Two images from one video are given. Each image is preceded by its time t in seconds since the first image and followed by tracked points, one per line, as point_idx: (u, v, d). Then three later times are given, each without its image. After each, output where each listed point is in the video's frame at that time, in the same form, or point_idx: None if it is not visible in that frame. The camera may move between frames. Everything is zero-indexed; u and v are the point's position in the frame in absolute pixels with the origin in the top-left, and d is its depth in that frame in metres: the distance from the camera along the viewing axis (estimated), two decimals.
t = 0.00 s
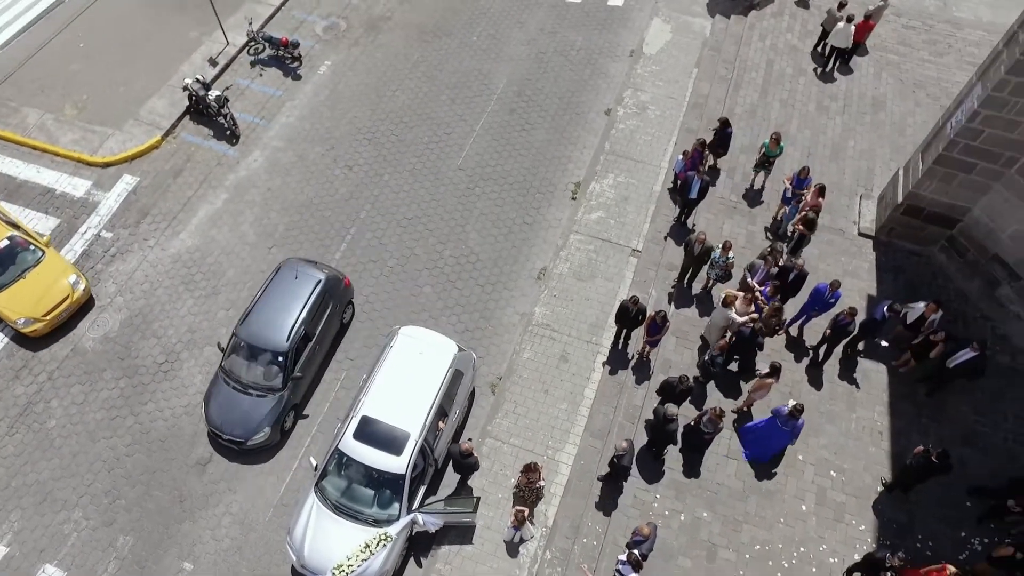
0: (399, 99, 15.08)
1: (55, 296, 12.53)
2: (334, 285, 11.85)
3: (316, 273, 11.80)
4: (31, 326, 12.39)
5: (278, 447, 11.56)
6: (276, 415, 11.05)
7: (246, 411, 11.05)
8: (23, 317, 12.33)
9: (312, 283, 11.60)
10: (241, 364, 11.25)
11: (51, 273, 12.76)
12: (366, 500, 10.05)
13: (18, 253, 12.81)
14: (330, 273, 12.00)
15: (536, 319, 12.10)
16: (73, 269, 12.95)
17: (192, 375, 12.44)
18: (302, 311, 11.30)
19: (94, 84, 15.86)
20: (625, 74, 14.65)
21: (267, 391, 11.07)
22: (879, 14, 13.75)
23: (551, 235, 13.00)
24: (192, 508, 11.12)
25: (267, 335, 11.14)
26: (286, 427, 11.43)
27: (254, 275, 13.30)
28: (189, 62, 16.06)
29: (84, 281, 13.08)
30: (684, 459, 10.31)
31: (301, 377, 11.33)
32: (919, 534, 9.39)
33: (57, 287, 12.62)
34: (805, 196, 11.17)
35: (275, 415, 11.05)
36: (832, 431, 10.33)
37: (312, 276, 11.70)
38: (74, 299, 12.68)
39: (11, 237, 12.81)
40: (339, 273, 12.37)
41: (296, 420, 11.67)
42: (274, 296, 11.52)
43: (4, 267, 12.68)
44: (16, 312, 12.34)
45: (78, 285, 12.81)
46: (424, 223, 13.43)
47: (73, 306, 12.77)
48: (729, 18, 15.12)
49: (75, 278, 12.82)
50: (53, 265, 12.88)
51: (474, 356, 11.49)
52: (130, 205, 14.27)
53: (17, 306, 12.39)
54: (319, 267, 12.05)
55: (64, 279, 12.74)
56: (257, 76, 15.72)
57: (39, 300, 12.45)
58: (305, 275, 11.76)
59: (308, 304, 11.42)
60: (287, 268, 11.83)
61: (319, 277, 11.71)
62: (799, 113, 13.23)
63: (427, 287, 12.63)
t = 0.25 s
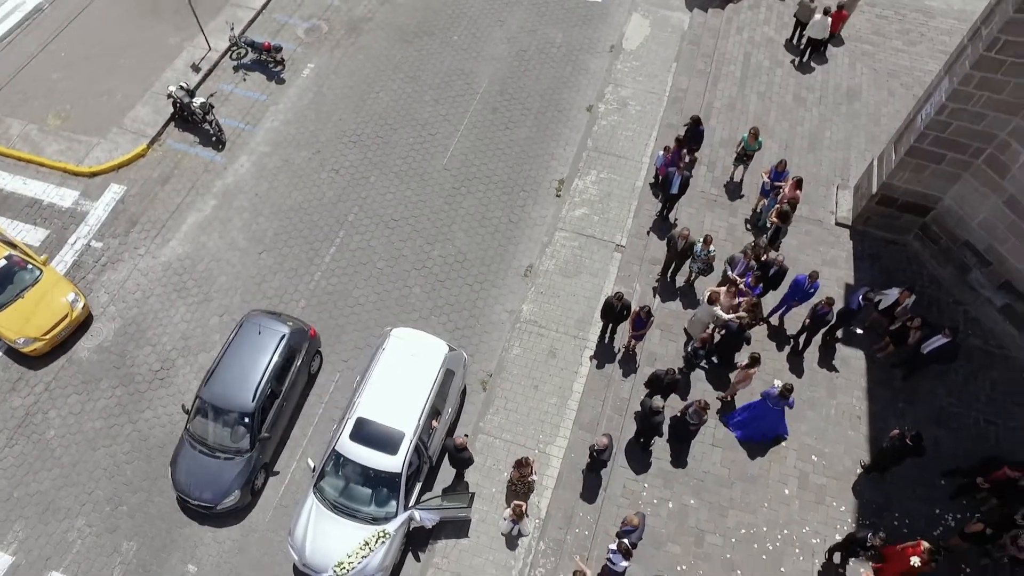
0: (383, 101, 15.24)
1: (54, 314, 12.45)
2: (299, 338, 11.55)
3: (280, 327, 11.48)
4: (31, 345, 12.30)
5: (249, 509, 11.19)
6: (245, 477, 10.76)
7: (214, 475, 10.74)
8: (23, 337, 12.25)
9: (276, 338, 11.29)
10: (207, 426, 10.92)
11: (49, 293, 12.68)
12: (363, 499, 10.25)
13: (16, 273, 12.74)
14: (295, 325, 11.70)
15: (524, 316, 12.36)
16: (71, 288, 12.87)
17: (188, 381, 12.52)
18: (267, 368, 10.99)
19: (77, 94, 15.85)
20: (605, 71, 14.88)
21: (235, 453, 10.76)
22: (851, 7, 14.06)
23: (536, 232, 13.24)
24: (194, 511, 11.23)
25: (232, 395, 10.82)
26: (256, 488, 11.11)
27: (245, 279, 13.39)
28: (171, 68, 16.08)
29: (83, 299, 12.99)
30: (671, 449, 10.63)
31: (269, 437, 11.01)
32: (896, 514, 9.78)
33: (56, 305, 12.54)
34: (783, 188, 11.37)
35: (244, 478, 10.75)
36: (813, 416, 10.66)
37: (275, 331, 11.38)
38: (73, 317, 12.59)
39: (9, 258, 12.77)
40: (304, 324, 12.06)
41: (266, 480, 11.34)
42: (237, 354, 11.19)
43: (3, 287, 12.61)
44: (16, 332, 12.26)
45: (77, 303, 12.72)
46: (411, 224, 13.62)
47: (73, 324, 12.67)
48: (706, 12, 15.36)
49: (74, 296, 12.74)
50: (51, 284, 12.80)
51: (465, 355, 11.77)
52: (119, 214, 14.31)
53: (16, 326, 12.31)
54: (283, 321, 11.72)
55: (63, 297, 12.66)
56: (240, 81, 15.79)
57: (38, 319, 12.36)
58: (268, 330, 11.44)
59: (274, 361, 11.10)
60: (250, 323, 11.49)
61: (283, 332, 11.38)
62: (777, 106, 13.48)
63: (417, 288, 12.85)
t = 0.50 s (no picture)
0: (369, 99, 15.36)
1: (58, 330, 12.40)
2: (270, 393, 11.18)
3: (250, 382, 11.09)
4: (36, 362, 12.26)
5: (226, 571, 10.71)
6: (221, 540, 10.32)
7: (187, 539, 10.28)
8: (28, 354, 12.20)
9: (246, 392, 10.93)
10: (178, 489, 10.48)
11: (51, 308, 12.61)
12: (362, 494, 10.39)
13: (18, 289, 12.65)
14: (265, 378, 11.33)
15: (513, 310, 12.61)
16: (74, 302, 12.81)
17: (185, 383, 12.59)
18: (238, 424, 10.62)
19: (61, 99, 15.83)
20: (587, 64, 15.10)
21: (207, 516, 10.30)
22: None
23: (523, 227, 13.47)
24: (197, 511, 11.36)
25: (203, 454, 10.43)
26: (234, 549, 10.66)
27: (238, 281, 13.50)
28: (155, 72, 16.10)
29: (86, 313, 12.94)
30: (660, 436, 10.96)
31: (244, 495, 10.61)
32: (875, 491, 10.18)
33: (59, 321, 12.49)
34: (762, 178, 11.62)
35: (219, 542, 10.30)
36: (795, 400, 11.00)
37: (245, 387, 10.99)
38: (77, 333, 12.56)
39: (10, 274, 12.67)
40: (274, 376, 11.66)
41: (243, 539, 10.90)
42: (207, 412, 10.80)
43: (4, 304, 12.50)
44: (20, 349, 12.22)
45: (80, 318, 12.68)
46: (401, 222, 13.81)
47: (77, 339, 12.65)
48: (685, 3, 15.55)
49: (76, 311, 12.68)
50: (53, 299, 12.72)
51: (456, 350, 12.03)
52: (108, 220, 14.33)
53: (20, 343, 12.26)
54: (252, 375, 11.33)
55: (65, 312, 12.60)
56: (225, 82, 15.83)
57: (42, 335, 12.32)
58: (238, 386, 11.04)
59: (245, 416, 10.74)
60: (218, 380, 11.11)
61: (253, 386, 11.03)
62: (756, 95, 13.72)
63: (407, 285, 13.07)
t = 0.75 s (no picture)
0: (355, 95, 15.47)
1: (64, 342, 12.44)
2: (246, 449, 10.93)
3: (224, 439, 10.82)
4: (42, 374, 12.31)
5: None
6: None
7: None
8: (34, 366, 12.25)
9: (221, 450, 10.64)
10: (155, 552, 10.20)
11: (56, 320, 12.64)
12: (362, 486, 10.58)
13: (21, 302, 12.66)
14: (240, 433, 11.08)
15: (503, 302, 12.86)
16: (78, 314, 12.86)
17: (184, 381, 12.71)
18: (214, 484, 10.34)
19: (47, 102, 15.83)
20: (570, 54, 15.28)
21: None
22: None
23: (510, 219, 13.70)
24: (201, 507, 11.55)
25: (179, 517, 10.15)
26: None
27: (232, 281, 13.65)
28: (140, 72, 16.11)
29: (90, 325, 12.99)
30: (648, 421, 11.30)
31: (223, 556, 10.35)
32: (855, 468, 10.56)
33: (64, 333, 12.53)
34: (743, 166, 11.83)
35: None
36: (777, 383, 11.35)
37: (220, 444, 10.71)
38: (82, 344, 12.60)
39: (13, 288, 12.67)
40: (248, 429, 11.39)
41: None
42: (181, 472, 10.50)
43: (8, 317, 12.51)
44: (27, 361, 12.25)
45: (84, 329, 12.74)
46: (390, 217, 13.99)
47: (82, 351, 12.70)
48: None
49: (81, 323, 12.74)
50: (57, 312, 12.75)
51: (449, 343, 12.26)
52: (101, 223, 14.40)
53: (26, 356, 12.30)
54: (226, 431, 11.07)
55: (69, 324, 12.65)
56: (210, 81, 15.87)
57: (47, 348, 12.35)
58: (212, 444, 10.77)
59: (221, 475, 10.46)
60: (192, 438, 10.81)
61: (227, 443, 10.74)
62: (736, 83, 13.95)
63: (398, 280, 13.29)
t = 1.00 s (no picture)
0: (342, 89, 15.58)
1: (70, 350, 12.40)
2: (228, 504, 10.56)
3: (205, 496, 10.44)
4: (50, 382, 12.32)
5: None
6: None
7: None
8: (42, 375, 12.24)
9: (202, 508, 10.26)
10: None
11: (61, 328, 12.60)
12: (362, 475, 10.85)
13: (26, 311, 12.62)
14: (220, 487, 10.71)
15: (494, 292, 13.10)
16: (82, 321, 12.80)
17: (184, 378, 12.85)
18: (196, 544, 9.96)
19: (34, 103, 15.79)
20: (554, 43, 15.45)
21: None
22: None
23: (499, 209, 13.92)
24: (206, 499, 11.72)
25: None
26: None
27: (228, 278, 13.80)
28: (126, 71, 16.13)
29: (95, 331, 12.93)
30: (636, 404, 11.65)
31: None
32: (837, 444, 10.95)
33: (69, 340, 12.49)
34: (726, 154, 12.00)
35: None
36: (762, 364, 11.69)
37: (201, 502, 10.33)
38: (87, 352, 12.55)
39: (17, 297, 12.62)
40: (229, 481, 11.01)
41: None
42: (161, 534, 10.10)
43: (15, 326, 12.49)
44: (34, 370, 12.25)
45: (90, 336, 12.68)
46: (382, 211, 14.17)
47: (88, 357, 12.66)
48: None
49: (86, 330, 12.69)
50: (62, 319, 12.71)
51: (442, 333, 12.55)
52: (94, 223, 14.45)
53: (34, 364, 12.29)
54: (206, 487, 10.68)
55: (74, 332, 12.59)
56: (197, 78, 15.91)
57: (54, 356, 12.33)
58: (192, 502, 10.38)
59: (203, 534, 10.09)
60: (170, 497, 10.40)
61: (208, 500, 10.37)
62: (718, 69, 14.20)
63: (391, 272, 13.50)
